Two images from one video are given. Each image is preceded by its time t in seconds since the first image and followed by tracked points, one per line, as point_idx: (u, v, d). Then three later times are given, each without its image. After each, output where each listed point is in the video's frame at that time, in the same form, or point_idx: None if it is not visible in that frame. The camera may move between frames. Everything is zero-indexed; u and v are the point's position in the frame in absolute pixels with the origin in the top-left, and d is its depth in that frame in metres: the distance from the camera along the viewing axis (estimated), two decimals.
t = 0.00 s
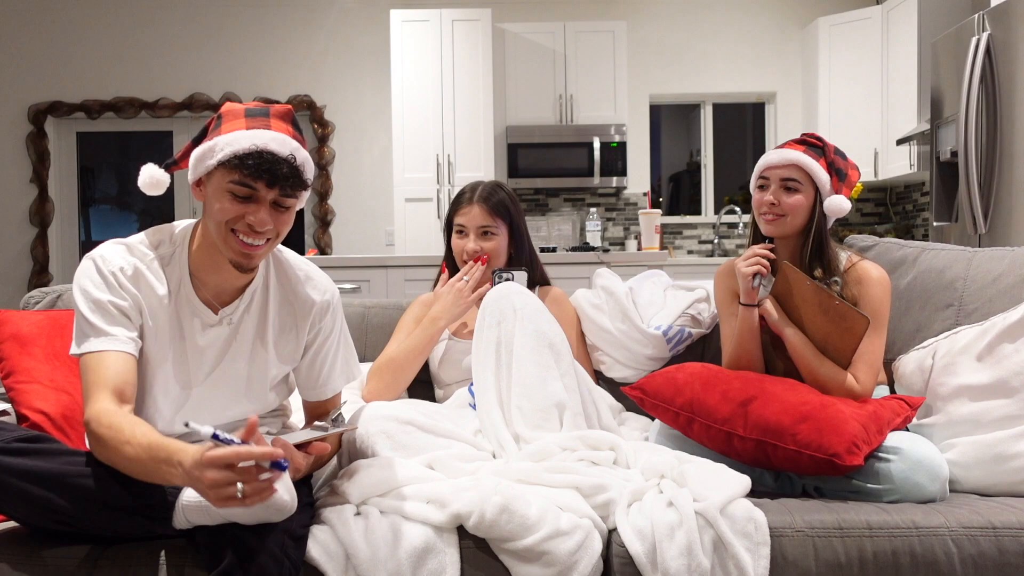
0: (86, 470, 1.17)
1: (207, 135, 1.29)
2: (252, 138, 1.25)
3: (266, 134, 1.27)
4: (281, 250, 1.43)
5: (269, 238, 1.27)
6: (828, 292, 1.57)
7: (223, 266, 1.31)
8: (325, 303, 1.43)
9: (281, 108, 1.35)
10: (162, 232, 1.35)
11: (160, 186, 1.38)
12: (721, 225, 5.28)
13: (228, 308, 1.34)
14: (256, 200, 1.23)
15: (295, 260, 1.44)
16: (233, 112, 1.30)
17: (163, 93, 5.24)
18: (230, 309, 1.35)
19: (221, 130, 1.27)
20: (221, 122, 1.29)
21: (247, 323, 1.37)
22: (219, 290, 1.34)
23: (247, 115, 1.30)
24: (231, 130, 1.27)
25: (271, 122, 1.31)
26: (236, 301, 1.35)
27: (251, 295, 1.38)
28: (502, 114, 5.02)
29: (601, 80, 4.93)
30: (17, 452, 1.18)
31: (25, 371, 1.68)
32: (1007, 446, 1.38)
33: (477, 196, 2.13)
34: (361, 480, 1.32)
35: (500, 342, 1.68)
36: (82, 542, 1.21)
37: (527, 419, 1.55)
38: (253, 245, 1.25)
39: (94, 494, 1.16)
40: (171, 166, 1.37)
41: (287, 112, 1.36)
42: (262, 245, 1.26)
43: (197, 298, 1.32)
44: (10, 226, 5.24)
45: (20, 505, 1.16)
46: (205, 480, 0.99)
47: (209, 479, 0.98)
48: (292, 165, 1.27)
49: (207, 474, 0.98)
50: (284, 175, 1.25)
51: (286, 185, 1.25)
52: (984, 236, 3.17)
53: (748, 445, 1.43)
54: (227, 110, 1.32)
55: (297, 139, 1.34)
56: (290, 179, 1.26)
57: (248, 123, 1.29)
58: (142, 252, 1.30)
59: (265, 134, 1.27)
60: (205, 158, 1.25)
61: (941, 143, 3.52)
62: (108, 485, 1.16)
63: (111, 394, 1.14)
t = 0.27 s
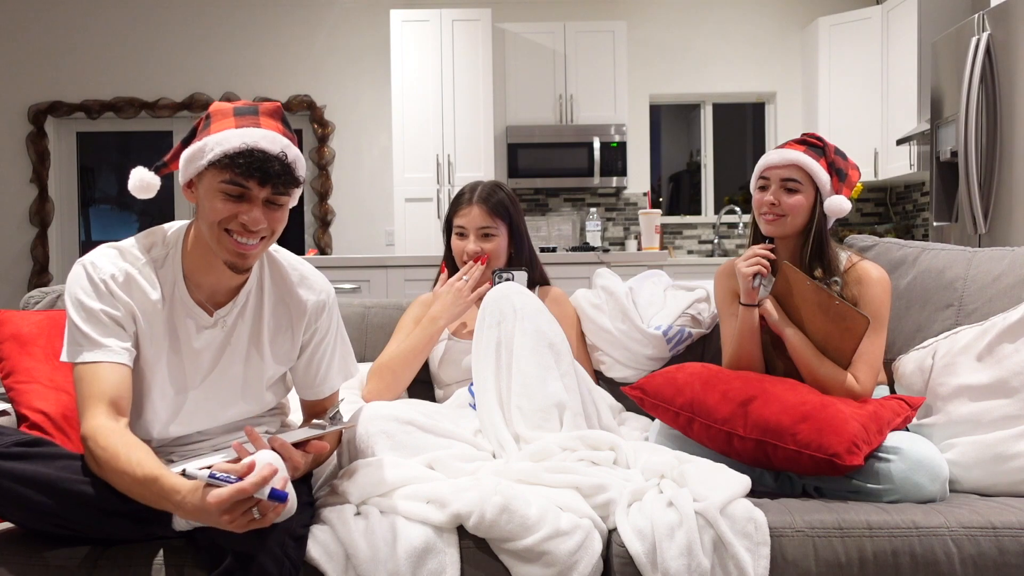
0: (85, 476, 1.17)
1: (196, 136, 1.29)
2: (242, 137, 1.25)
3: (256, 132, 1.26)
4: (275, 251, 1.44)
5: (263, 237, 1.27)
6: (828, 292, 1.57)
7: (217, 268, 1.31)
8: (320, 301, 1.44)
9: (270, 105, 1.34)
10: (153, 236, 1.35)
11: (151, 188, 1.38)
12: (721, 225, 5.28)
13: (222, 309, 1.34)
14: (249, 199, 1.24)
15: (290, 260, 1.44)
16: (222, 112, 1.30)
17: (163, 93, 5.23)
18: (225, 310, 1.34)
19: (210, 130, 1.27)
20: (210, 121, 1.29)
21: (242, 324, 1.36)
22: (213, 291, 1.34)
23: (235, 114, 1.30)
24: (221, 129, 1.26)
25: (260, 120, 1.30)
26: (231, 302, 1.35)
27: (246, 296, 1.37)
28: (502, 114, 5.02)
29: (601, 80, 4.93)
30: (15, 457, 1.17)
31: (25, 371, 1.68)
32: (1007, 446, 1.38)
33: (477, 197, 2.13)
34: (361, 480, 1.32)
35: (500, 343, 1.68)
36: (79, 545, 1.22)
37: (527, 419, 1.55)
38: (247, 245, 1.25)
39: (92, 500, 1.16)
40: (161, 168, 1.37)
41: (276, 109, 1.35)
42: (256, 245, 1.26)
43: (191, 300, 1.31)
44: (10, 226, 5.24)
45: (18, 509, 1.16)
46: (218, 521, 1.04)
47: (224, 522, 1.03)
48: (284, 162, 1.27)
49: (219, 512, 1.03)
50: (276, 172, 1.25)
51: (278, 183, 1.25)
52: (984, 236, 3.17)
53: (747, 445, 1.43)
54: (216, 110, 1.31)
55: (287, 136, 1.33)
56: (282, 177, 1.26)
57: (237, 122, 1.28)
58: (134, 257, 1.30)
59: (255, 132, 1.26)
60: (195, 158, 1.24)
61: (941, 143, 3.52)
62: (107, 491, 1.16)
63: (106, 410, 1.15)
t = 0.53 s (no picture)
0: (82, 477, 1.17)
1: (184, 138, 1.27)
2: (235, 135, 1.24)
3: (249, 128, 1.25)
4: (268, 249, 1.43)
5: (266, 233, 1.27)
6: (829, 293, 1.57)
7: (218, 268, 1.31)
8: (316, 299, 1.43)
9: (255, 100, 1.33)
10: (145, 239, 1.34)
11: (139, 196, 1.38)
12: (721, 225, 5.28)
13: (218, 309, 1.34)
14: (248, 197, 1.24)
15: (286, 258, 1.44)
16: (209, 112, 1.28)
17: (163, 93, 5.23)
18: (220, 310, 1.34)
19: (199, 131, 1.26)
20: (197, 122, 1.27)
21: (237, 323, 1.36)
22: (209, 291, 1.34)
23: (223, 113, 1.28)
24: (212, 129, 1.25)
25: (248, 116, 1.29)
26: (226, 302, 1.35)
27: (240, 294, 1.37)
28: (502, 114, 5.02)
29: (601, 80, 4.93)
30: (12, 459, 1.17)
31: (25, 371, 1.68)
32: (1008, 446, 1.38)
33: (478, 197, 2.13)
34: (361, 480, 1.32)
35: (500, 342, 1.68)
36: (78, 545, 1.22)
37: (527, 419, 1.55)
38: (252, 243, 1.25)
39: (89, 501, 1.16)
40: (147, 174, 1.36)
41: (260, 104, 1.34)
42: (260, 241, 1.27)
43: (187, 301, 1.31)
44: (10, 226, 5.24)
45: (16, 511, 1.16)
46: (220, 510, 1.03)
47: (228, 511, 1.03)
48: (280, 157, 1.27)
49: (226, 501, 1.03)
50: (273, 168, 1.25)
51: (275, 178, 1.26)
52: (984, 236, 3.17)
53: (747, 445, 1.43)
54: (201, 110, 1.29)
55: (276, 130, 1.33)
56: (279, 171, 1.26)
57: (226, 120, 1.27)
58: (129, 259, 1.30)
59: (247, 129, 1.26)
60: (188, 160, 1.23)
61: (942, 143, 3.52)
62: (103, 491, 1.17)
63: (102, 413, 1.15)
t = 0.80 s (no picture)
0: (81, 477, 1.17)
1: (183, 145, 1.25)
2: (240, 139, 1.22)
3: (252, 130, 1.24)
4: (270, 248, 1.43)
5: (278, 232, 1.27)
6: (829, 293, 1.57)
7: (228, 269, 1.31)
8: (317, 296, 1.43)
9: (247, 98, 1.31)
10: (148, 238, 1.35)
11: (133, 208, 1.36)
12: (721, 225, 5.28)
13: (220, 309, 1.34)
14: (260, 199, 1.23)
15: (286, 256, 1.43)
16: (205, 116, 1.26)
17: (163, 93, 5.24)
18: (222, 310, 1.34)
19: (200, 137, 1.23)
20: (196, 128, 1.25)
21: (240, 323, 1.36)
22: (213, 291, 1.33)
23: (219, 116, 1.26)
24: (213, 135, 1.23)
25: (246, 117, 1.27)
26: (229, 301, 1.35)
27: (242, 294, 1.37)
28: (502, 114, 5.02)
29: (601, 79, 4.93)
30: (11, 459, 1.17)
31: (25, 371, 1.68)
32: (1007, 446, 1.38)
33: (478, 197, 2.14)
34: (361, 480, 1.32)
35: (501, 342, 1.68)
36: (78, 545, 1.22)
37: (527, 419, 1.55)
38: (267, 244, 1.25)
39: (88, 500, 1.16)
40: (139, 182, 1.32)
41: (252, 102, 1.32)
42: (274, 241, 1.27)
43: (191, 301, 1.31)
44: (9, 226, 5.24)
45: (16, 510, 1.16)
46: (224, 475, 1.04)
47: (231, 477, 1.04)
48: (288, 158, 1.26)
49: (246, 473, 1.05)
50: (285, 169, 1.24)
51: (286, 178, 1.25)
52: (984, 236, 3.17)
53: (748, 445, 1.44)
54: (195, 113, 1.27)
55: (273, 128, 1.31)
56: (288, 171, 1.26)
57: (225, 125, 1.25)
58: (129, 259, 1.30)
59: (250, 132, 1.24)
60: (192, 167, 1.22)
61: (941, 143, 3.52)
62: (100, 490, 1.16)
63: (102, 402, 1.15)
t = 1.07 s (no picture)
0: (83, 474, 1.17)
1: (191, 161, 1.22)
2: (250, 166, 1.19)
3: (263, 154, 1.21)
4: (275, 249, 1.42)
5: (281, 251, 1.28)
6: (828, 292, 1.57)
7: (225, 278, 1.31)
8: (319, 297, 1.42)
9: (253, 115, 1.27)
10: (155, 234, 1.35)
11: (129, 217, 1.33)
12: (721, 225, 5.28)
13: (218, 313, 1.34)
14: (266, 223, 1.23)
15: (287, 256, 1.42)
16: (213, 135, 1.21)
17: (163, 93, 5.24)
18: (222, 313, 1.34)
19: (210, 159, 1.20)
20: (205, 148, 1.21)
21: (238, 328, 1.37)
22: (211, 295, 1.34)
23: (228, 136, 1.22)
24: (223, 158, 1.19)
25: (256, 137, 1.23)
26: (230, 302, 1.35)
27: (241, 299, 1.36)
28: (502, 114, 5.02)
29: (601, 79, 4.93)
30: (14, 455, 1.17)
31: (25, 371, 1.69)
32: (1007, 446, 1.38)
33: (479, 194, 2.15)
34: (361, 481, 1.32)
35: (502, 342, 1.68)
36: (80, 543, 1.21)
37: (527, 419, 1.56)
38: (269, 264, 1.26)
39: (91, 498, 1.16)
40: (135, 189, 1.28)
41: (254, 117, 1.27)
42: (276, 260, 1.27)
43: (190, 304, 1.31)
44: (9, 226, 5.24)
45: (19, 508, 1.16)
46: (297, 456, 1.05)
47: (305, 461, 1.05)
48: (295, 182, 1.24)
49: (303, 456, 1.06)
50: (293, 196, 1.23)
51: (293, 205, 1.24)
52: (984, 236, 3.17)
53: (748, 445, 1.44)
54: (200, 128, 1.23)
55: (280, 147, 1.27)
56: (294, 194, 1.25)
57: (235, 149, 1.21)
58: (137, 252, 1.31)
59: (260, 156, 1.20)
60: (202, 191, 1.19)
61: (941, 143, 3.52)
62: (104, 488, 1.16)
63: (133, 371, 1.15)
